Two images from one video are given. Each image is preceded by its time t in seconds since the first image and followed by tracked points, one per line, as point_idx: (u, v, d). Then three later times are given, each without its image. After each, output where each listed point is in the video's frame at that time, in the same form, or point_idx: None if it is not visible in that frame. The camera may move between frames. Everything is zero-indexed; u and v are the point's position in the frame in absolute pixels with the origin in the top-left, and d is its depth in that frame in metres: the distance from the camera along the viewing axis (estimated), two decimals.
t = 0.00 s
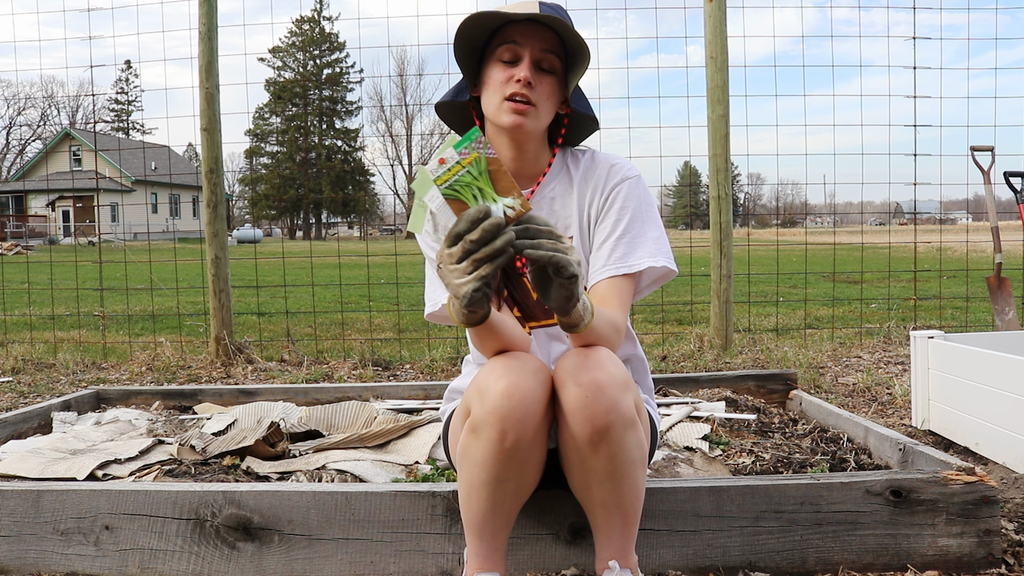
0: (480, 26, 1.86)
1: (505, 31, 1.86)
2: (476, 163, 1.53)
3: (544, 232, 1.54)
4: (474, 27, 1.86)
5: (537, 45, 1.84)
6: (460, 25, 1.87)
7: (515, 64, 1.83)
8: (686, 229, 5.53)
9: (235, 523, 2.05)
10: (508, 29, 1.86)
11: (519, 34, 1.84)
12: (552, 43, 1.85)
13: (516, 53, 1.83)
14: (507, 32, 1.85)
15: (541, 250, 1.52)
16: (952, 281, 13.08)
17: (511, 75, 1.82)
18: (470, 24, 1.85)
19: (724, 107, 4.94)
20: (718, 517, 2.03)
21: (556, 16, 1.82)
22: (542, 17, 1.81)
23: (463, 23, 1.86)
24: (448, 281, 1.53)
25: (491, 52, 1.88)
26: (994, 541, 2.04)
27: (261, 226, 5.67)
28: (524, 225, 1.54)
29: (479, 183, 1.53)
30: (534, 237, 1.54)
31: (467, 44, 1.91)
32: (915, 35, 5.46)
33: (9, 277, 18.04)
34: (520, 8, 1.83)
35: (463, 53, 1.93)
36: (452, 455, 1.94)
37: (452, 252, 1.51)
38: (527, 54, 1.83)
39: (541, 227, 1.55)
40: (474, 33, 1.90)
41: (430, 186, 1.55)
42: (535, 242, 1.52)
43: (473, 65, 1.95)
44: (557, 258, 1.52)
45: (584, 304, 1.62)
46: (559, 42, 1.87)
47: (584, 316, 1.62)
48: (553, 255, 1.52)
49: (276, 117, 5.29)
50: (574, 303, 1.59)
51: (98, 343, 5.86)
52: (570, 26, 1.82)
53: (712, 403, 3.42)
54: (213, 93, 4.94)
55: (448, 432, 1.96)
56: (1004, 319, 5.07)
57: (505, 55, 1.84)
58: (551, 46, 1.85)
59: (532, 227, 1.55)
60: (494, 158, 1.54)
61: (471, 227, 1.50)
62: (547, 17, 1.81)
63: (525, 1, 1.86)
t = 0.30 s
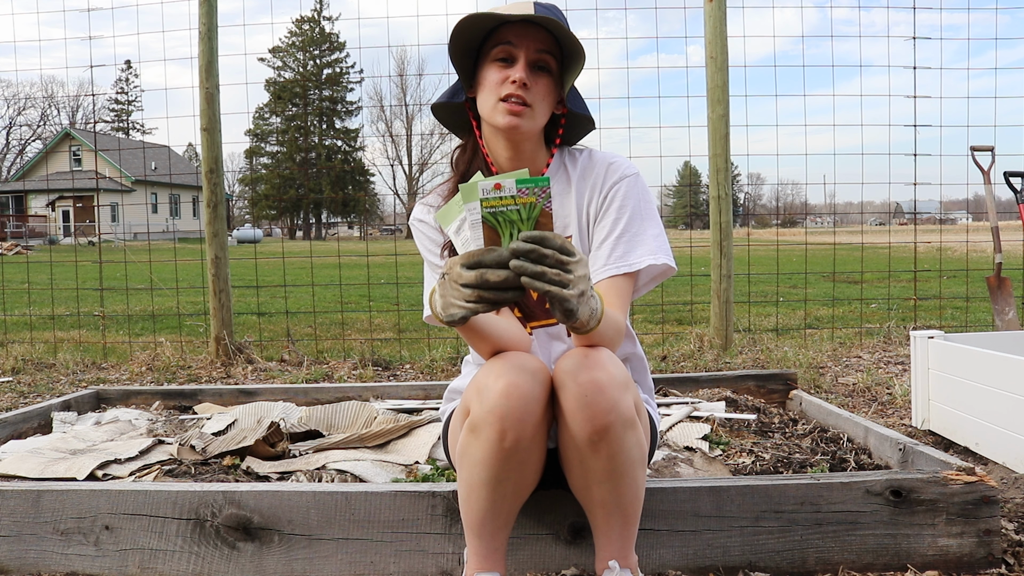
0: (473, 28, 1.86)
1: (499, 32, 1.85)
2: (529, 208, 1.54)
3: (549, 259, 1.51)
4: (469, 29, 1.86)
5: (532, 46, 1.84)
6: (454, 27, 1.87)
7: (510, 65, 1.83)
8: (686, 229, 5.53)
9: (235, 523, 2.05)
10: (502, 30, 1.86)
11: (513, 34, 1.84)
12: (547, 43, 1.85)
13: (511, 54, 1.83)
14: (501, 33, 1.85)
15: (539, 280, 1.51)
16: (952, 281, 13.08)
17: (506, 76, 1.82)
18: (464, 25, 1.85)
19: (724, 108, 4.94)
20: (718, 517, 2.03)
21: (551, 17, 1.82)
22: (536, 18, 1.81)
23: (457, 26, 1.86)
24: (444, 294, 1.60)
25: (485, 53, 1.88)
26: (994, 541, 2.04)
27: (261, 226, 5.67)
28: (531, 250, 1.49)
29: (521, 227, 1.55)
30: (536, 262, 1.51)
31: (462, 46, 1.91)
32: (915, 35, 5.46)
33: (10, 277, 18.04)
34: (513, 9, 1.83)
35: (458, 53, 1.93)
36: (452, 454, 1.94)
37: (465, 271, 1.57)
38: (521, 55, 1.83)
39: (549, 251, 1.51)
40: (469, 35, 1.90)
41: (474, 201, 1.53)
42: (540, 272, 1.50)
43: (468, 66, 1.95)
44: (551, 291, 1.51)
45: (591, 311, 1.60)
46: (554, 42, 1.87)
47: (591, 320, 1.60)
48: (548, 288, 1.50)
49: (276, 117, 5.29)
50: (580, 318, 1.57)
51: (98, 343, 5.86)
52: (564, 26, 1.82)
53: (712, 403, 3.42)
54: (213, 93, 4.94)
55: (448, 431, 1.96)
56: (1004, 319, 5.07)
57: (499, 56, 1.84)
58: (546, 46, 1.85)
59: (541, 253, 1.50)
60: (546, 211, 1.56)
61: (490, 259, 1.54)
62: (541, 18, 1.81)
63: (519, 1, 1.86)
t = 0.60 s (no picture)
0: (471, 29, 1.86)
1: (498, 34, 1.85)
2: (561, 202, 1.52)
3: (562, 259, 1.53)
4: (467, 30, 1.86)
5: (530, 48, 1.84)
6: (453, 28, 1.86)
7: (508, 67, 1.83)
8: (686, 229, 5.53)
9: (235, 523, 2.05)
10: (500, 31, 1.85)
11: (511, 36, 1.84)
12: (545, 46, 1.85)
13: (509, 56, 1.83)
14: (499, 35, 1.85)
15: (546, 274, 1.54)
16: (952, 281, 13.08)
17: (504, 78, 1.82)
18: (462, 27, 1.85)
19: (724, 108, 4.94)
20: (718, 517, 2.03)
21: (548, 19, 1.82)
22: (535, 21, 1.81)
23: (455, 27, 1.85)
24: (462, 284, 1.57)
25: (483, 54, 1.88)
26: (994, 541, 2.04)
27: (262, 226, 5.67)
28: (548, 246, 1.52)
29: (548, 217, 1.53)
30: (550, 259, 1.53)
31: (459, 47, 1.91)
32: (914, 35, 5.46)
33: (9, 277, 18.03)
34: (511, 11, 1.83)
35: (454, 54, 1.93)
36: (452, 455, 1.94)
37: (490, 267, 1.53)
38: (519, 57, 1.83)
39: (564, 254, 1.53)
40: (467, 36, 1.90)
41: (512, 177, 1.47)
42: (548, 267, 1.53)
43: (465, 66, 1.95)
44: (551, 288, 1.54)
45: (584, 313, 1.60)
46: (552, 44, 1.87)
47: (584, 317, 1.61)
48: (548, 284, 1.54)
49: (276, 117, 5.29)
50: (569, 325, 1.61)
51: (98, 343, 5.85)
52: (563, 30, 1.82)
53: (712, 403, 3.42)
54: (213, 93, 4.94)
55: (448, 432, 1.96)
56: (1004, 320, 5.07)
57: (497, 57, 1.84)
58: (544, 48, 1.85)
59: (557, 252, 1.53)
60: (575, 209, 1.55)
61: (515, 254, 1.53)
62: (539, 21, 1.81)
63: (517, 3, 1.86)
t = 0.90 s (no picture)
0: (473, 29, 1.86)
1: (499, 33, 1.85)
2: (568, 198, 1.54)
3: (571, 256, 1.53)
4: (467, 29, 1.86)
5: (531, 47, 1.84)
6: (454, 27, 1.86)
7: (509, 66, 1.83)
8: (686, 229, 5.52)
9: (235, 523, 2.05)
10: (501, 30, 1.85)
11: (512, 36, 1.84)
12: (546, 46, 1.85)
13: (510, 55, 1.83)
14: (500, 34, 1.85)
15: (555, 271, 1.53)
16: (952, 281, 13.08)
17: (505, 77, 1.82)
18: (462, 27, 1.85)
19: (724, 108, 4.94)
20: (718, 517, 2.03)
21: (549, 19, 1.82)
22: (536, 20, 1.81)
23: (456, 26, 1.85)
24: (473, 284, 1.56)
25: (483, 54, 1.88)
26: (994, 541, 2.04)
27: (262, 226, 5.66)
28: (557, 242, 1.51)
29: (555, 213, 1.55)
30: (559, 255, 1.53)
31: (461, 46, 1.91)
32: (914, 35, 5.46)
33: (9, 277, 18.03)
34: (512, 10, 1.83)
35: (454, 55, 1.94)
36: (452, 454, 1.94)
37: (501, 266, 1.52)
38: (520, 57, 1.83)
39: (572, 251, 1.54)
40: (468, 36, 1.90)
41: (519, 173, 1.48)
42: (557, 263, 1.52)
43: (466, 65, 1.95)
44: (558, 285, 1.54)
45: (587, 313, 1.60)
46: (553, 44, 1.87)
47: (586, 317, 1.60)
48: (556, 281, 1.54)
49: (276, 117, 5.29)
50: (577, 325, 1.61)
51: (97, 343, 5.85)
52: (564, 30, 1.82)
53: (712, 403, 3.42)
54: (213, 93, 4.94)
55: (448, 432, 1.96)
56: (1004, 319, 5.07)
57: (498, 57, 1.84)
58: (546, 48, 1.85)
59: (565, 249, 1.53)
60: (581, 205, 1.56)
61: (526, 251, 1.51)
62: (541, 20, 1.81)
63: (518, 2, 1.86)
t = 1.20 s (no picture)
0: (472, 28, 1.86)
1: (498, 32, 1.85)
2: (517, 180, 1.55)
3: (542, 222, 1.52)
4: (467, 28, 1.86)
5: (530, 46, 1.83)
6: (453, 27, 1.87)
7: (509, 66, 1.83)
8: (686, 229, 5.50)
9: (235, 523, 2.05)
10: (500, 30, 1.85)
11: (511, 36, 1.84)
12: (546, 45, 1.85)
13: (510, 55, 1.83)
14: (499, 34, 1.85)
15: (533, 239, 1.49)
16: (952, 281, 13.08)
17: (505, 77, 1.82)
18: (461, 28, 1.86)
19: (724, 107, 4.94)
20: (718, 517, 2.03)
21: (548, 17, 1.81)
22: (535, 18, 1.81)
23: (455, 27, 1.86)
24: (472, 277, 1.49)
25: (484, 54, 1.88)
26: (994, 541, 2.04)
27: (262, 226, 5.66)
28: (525, 213, 1.51)
29: (513, 195, 1.54)
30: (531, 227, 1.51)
31: (461, 45, 1.91)
32: (914, 36, 5.47)
33: (9, 277, 18.03)
34: (511, 9, 1.83)
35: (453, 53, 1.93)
36: (452, 454, 1.94)
37: (490, 246, 1.46)
38: (520, 56, 1.83)
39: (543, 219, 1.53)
40: (468, 35, 1.90)
41: (468, 168, 1.54)
42: (533, 232, 1.49)
43: (466, 67, 1.95)
44: (541, 252, 1.49)
45: (578, 300, 1.59)
46: (553, 43, 1.86)
47: (581, 310, 1.60)
48: (539, 249, 1.49)
49: (276, 117, 5.30)
50: (575, 296, 1.56)
51: (98, 343, 5.85)
52: (563, 28, 1.82)
53: (712, 403, 3.42)
54: (214, 93, 4.94)
55: (448, 432, 1.96)
56: (1004, 320, 5.07)
57: (499, 58, 1.84)
58: (545, 46, 1.85)
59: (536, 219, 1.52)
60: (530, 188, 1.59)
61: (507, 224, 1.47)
62: (539, 18, 1.81)
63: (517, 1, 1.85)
